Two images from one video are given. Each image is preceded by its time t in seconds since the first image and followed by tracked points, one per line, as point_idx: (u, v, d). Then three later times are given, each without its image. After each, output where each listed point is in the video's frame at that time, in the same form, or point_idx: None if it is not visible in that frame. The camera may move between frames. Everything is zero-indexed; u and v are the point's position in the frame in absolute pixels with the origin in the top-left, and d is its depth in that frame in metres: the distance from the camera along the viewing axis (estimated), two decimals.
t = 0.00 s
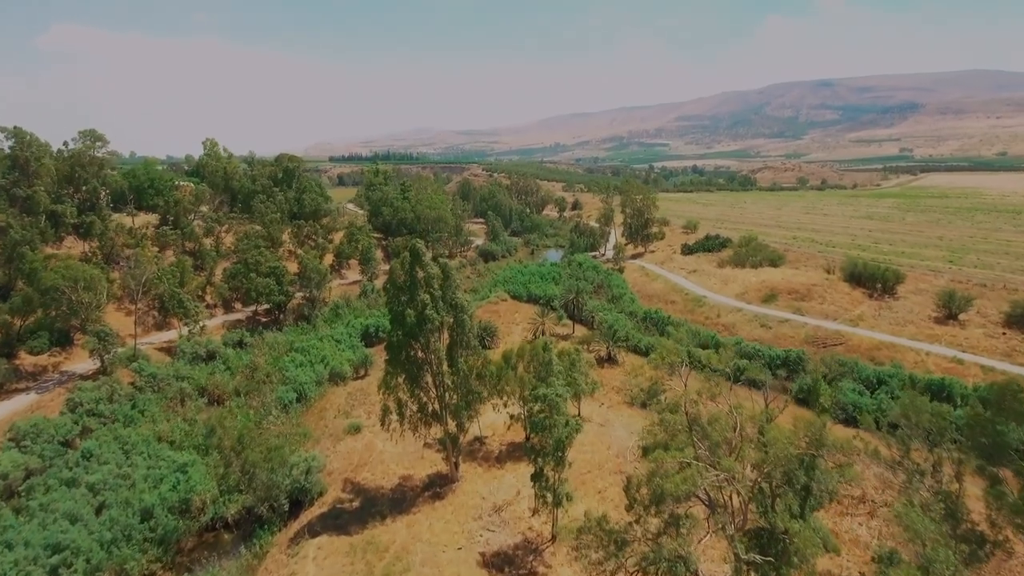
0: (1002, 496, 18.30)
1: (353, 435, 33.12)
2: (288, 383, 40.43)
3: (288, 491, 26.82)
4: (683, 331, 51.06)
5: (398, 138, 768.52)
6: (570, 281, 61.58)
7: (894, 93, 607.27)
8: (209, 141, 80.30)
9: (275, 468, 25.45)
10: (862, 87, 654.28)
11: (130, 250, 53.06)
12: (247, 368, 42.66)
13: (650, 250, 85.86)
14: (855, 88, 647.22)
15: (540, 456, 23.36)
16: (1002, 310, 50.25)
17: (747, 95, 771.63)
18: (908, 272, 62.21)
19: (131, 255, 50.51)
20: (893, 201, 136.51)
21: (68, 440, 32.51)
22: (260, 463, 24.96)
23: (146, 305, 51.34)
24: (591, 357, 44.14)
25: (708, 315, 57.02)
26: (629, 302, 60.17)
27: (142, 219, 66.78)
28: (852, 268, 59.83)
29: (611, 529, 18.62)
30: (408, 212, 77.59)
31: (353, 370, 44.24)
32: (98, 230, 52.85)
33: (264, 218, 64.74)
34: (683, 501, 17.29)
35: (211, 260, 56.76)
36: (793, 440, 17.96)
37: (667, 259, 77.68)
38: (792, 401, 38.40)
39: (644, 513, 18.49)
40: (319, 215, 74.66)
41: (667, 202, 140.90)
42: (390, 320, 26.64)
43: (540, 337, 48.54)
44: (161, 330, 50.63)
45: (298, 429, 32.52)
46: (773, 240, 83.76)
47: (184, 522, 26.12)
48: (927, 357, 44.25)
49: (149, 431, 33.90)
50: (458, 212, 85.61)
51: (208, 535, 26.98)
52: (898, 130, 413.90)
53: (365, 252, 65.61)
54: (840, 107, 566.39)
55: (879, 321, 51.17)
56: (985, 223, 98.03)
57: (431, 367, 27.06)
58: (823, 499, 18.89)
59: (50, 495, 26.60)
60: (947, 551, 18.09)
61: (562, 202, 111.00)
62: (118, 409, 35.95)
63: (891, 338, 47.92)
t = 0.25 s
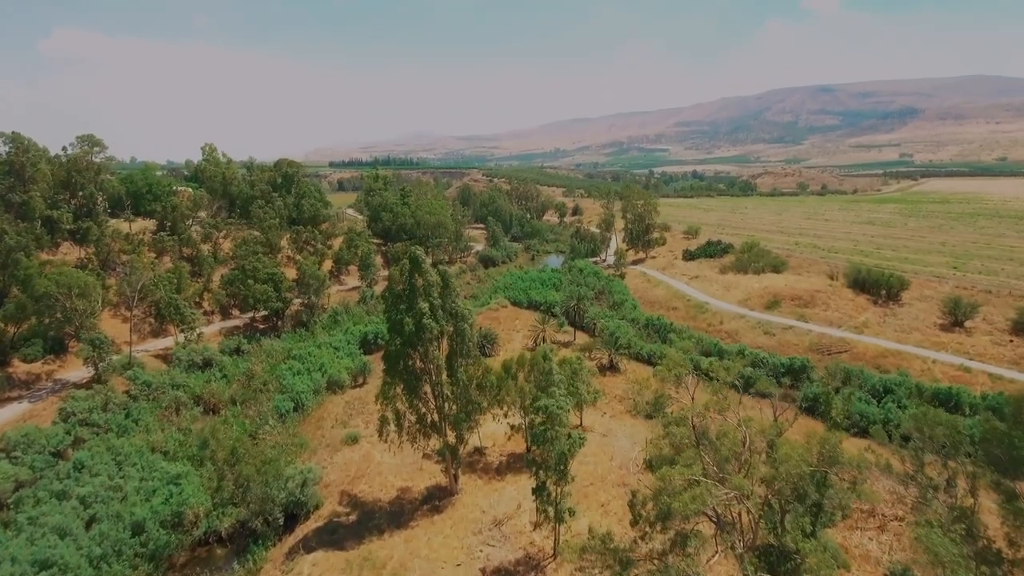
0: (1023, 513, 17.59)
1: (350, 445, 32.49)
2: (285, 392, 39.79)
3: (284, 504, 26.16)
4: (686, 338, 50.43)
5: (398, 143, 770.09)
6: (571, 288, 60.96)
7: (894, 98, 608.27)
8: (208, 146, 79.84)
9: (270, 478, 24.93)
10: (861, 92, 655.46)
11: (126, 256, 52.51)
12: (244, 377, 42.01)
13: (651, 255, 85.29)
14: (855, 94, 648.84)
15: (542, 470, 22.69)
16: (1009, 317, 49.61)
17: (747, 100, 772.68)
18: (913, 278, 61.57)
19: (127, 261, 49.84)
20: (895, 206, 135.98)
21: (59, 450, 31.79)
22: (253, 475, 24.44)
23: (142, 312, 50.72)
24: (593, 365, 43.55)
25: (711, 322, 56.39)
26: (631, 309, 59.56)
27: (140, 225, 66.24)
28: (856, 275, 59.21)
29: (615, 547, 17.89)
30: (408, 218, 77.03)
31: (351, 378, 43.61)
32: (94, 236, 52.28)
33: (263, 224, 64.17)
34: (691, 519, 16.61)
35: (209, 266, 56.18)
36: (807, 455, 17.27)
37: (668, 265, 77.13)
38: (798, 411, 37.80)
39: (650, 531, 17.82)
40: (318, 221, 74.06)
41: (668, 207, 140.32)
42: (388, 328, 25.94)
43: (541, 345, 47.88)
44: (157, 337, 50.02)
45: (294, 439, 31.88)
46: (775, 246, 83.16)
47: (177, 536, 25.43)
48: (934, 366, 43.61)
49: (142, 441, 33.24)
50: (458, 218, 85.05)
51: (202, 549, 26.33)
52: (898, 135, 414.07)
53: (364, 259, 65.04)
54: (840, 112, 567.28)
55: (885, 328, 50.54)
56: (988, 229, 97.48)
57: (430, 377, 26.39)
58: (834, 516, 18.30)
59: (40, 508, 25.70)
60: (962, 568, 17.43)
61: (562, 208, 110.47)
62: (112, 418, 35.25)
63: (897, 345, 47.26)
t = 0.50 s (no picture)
0: None
1: (347, 455, 31.90)
2: (281, 400, 39.17)
3: (278, 518, 25.53)
4: (688, 344, 49.85)
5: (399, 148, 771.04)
6: (572, 293, 60.44)
7: (893, 103, 608.92)
8: (206, 151, 79.46)
9: (265, 491, 24.19)
10: (861, 96, 656.42)
11: (123, 261, 51.98)
12: (240, 384, 41.43)
13: (652, 260, 84.78)
14: (854, 98, 649.79)
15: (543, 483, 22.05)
16: (1015, 324, 49.01)
17: (747, 105, 773.73)
18: (917, 284, 60.99)
19: (123, 266, 49.33)
20: (896, 210, 135.61)
21: (50, 460, 31.07)
22: (248, 488, 23.59)
23: (138, 318, 50.13)
24: (595, 372, 43.00)
25: (713, 328, 55.83)
26: (632, 315, 59.03)
27: (137, 230, 65.75)
28: (859, 280, 58.64)
29: (619, 566, 17.21)
30: (407, 223, 76.54)
31: (349, 386, 43.03)
32: (90, 241, 51.77)
33: (261, 228, 63.67)
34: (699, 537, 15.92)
35: (206, 271, 55.70)
36: (819, 470, 16.63)
37: (670, 270, 76.63)
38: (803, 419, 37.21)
39: (655, 549, 17.18)
40: (316, 225, 73.56)
41: (668, 212, 139.84)
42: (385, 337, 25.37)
43: (541, 351, 47.32)
44: (154, 343, 49.49)
45: (290, 449, 31.28)
46: (777, 251, 82.63)
47: (168, 550, 24.82)
48: (940, 373, 42.99)
49: (135, 451, 32.60)
50: (458, 222, 84.55)
51: (193, 563, 25.74)
52: (898, 140, 414.35)
53: (363, 264, 64.53)
54: (840, 117, 567.70)
55: (889, 335, 49.93)
56: (991, 234, 96.91)
57: (428, 387, 25.80)
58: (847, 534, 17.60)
59: (28, 521, 24.91)
60: None
61: (563, 212, 110.02)
62: (105, 426, 34.63)
63: (903, 352, 46.64)
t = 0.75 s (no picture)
0: None
1: (344, 465, 31.28)
2: (278, 407, 38.54)
3: (272, 531, 24.93)
4: (690, 351, 49.22)
5: (399, 153, 771.76)
6: (572, 299, 59.85)
7: (893, 107, 609.59)
8: (205, 155, 78.99)
9: (258, 505, 23.65)
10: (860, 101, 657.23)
11: (118, 267, 51.37)
12: (236, 391, 40.81)
13: (653, 265, 84.19)
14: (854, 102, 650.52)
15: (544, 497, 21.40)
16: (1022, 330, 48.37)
17: (747, 109, 774.33)
18: (921, 289, 60.36)
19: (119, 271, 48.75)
20: (897, 214, 135.14)
21: (40, 470, 30.28)
22: (241, 502, 22.82)
23: (133, 323, 49.49)
24: (596, 380, 42.37)
25: (716, 334, 55.20)
26: (633, 320, 58.43)
27: (134, 234, 65.18)
28: (863, 285, 58.02)
29: None
30: (407, 227, 75.95)
31: (347, 393, 42.43)
32: (85, 246, 51.17)
33: (258, 233, 63.09)
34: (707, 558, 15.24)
35: (203, 277, 55.13)
36: (833, 487, 15.96)
37: (671, 274, 76.06)
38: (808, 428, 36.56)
39: (660, 568, 16.53)
40: (315, 230, 72.95)
41: (669, 216, 139.34)
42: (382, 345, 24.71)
43: (541, 358, 46.72)
44: (150, 350, 48.87)
45: (286, 459, 30.66)
46: (779, 255, 82.05)
47: (159, 564, 24.22)
48: (947, 380, 42.33)
49: (127, 460, 31.92)
50: (458, 226, 84.00)
51: None
52: (898, 144, 414.28)
53: (362, 269, 63.96)
54: (840, 121, 568.07)
55: (894, 341, 49.29)
56: (994, 238, 96.36)
57: (426, 397, 25.15)
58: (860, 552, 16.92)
59: (15, 534, 23.93)
60: None
61: (563, 216, 109.53)
62: (97, 435, 33.94)
63: (908, 359, 46.01)
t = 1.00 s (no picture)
0: None
1: (340, 475, 30.67)
2: (274, 415, 37.93)
3: (265, 544, 24.23)
4: (693, 357, 48.57)
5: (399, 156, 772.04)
6: (573, 304, 59.27)
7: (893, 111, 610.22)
8: (204, 158, 78.58)
9: (252, 517, 22.96)
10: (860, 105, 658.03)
11: (114, 271, 50.81)
12: (232, 398, 40.21)
13: (655, 269, 83.61)
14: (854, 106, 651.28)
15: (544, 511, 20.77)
16: None
17: (747, 113, 774.64)
18: (926, 294, 59.72)
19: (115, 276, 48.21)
20: (899, 219, 134.65)
21: (31, 480, 29.56)
22: (233, 514, 22.27)
23: (129, 329, 48.89)
24: (597, 387, 41.73)
25: (718, 339, 54.59)
26: (635, 326, 57.82)
27: (131, 238, 64.66)
28: (867, 291, 57.39)
29: None
30: (406, 231, 75.39)
31: (344, 401, 41.85)
32: (80, 250, 50.65)
33: (256, 237, 62.54)
34: None
35: (200, 281, 54.61)
36: (847, 504, 15.31)
37: (672, 279, 75.47)
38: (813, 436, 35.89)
39: None
40: (314, 234, 72.38)
41: (670, 220, 138.86)
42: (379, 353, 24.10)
43: (542, 364, 46.13)
44: (145, 355, 48.27)
45: (281, 469, 30.03)
46: (781, 260, 81.47)
47: None
48: (953, 387, 41.68)
49: (120, 469, 31.30)
50: (458, 230, 83.47)
51: None
52: (898, 148, 414.25)
53: (361, 273, 63.40)
54: (840, 125, 568.38)
55: (900, 347, 48.64)
56: (997, 243, 95.77)
57: (424, 406, 24.52)
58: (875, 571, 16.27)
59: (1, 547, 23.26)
60: None
61: (563, 221, 109.02)
62: (89, 443, 33.17)
63: (914, 365, 45.37)
